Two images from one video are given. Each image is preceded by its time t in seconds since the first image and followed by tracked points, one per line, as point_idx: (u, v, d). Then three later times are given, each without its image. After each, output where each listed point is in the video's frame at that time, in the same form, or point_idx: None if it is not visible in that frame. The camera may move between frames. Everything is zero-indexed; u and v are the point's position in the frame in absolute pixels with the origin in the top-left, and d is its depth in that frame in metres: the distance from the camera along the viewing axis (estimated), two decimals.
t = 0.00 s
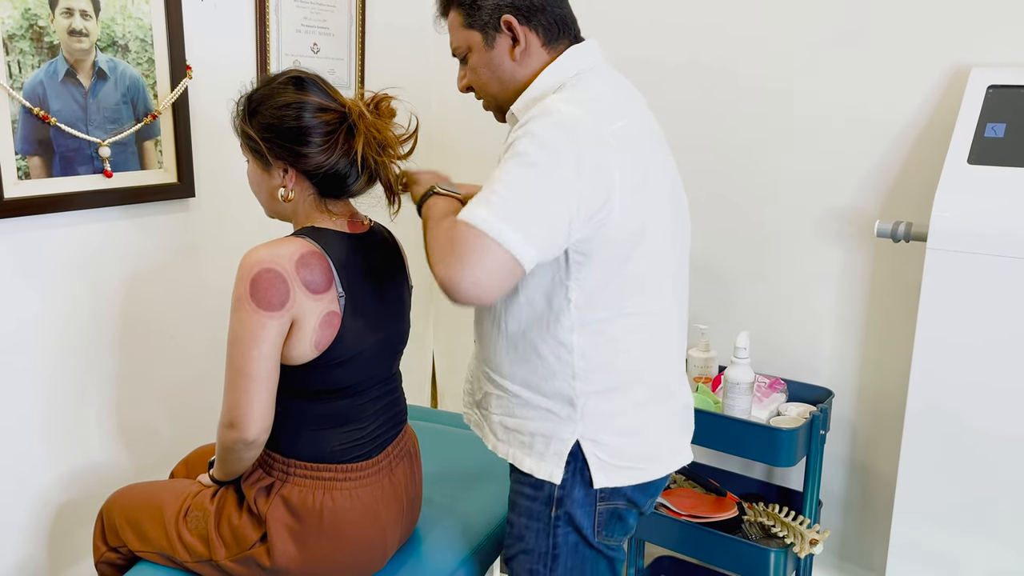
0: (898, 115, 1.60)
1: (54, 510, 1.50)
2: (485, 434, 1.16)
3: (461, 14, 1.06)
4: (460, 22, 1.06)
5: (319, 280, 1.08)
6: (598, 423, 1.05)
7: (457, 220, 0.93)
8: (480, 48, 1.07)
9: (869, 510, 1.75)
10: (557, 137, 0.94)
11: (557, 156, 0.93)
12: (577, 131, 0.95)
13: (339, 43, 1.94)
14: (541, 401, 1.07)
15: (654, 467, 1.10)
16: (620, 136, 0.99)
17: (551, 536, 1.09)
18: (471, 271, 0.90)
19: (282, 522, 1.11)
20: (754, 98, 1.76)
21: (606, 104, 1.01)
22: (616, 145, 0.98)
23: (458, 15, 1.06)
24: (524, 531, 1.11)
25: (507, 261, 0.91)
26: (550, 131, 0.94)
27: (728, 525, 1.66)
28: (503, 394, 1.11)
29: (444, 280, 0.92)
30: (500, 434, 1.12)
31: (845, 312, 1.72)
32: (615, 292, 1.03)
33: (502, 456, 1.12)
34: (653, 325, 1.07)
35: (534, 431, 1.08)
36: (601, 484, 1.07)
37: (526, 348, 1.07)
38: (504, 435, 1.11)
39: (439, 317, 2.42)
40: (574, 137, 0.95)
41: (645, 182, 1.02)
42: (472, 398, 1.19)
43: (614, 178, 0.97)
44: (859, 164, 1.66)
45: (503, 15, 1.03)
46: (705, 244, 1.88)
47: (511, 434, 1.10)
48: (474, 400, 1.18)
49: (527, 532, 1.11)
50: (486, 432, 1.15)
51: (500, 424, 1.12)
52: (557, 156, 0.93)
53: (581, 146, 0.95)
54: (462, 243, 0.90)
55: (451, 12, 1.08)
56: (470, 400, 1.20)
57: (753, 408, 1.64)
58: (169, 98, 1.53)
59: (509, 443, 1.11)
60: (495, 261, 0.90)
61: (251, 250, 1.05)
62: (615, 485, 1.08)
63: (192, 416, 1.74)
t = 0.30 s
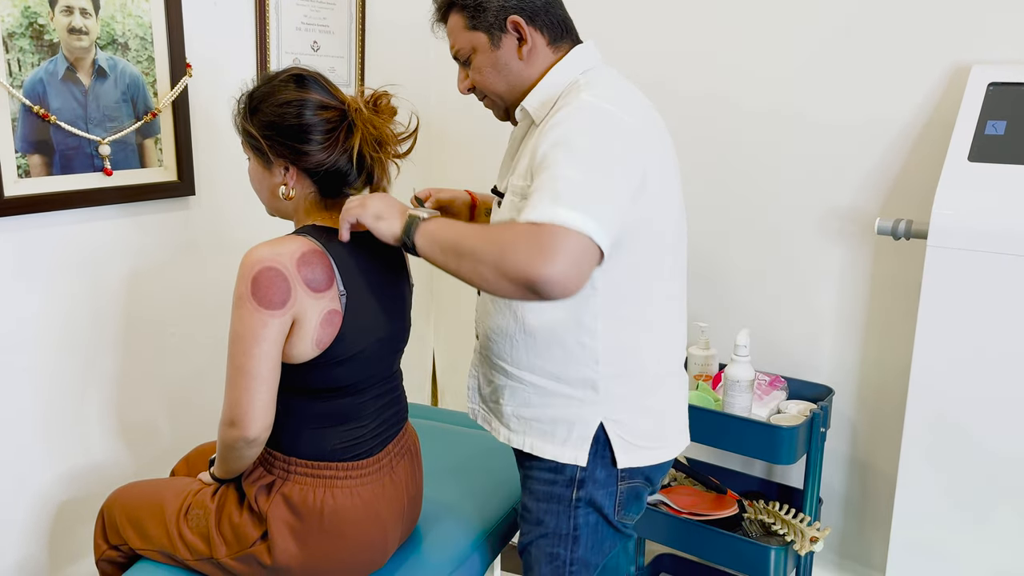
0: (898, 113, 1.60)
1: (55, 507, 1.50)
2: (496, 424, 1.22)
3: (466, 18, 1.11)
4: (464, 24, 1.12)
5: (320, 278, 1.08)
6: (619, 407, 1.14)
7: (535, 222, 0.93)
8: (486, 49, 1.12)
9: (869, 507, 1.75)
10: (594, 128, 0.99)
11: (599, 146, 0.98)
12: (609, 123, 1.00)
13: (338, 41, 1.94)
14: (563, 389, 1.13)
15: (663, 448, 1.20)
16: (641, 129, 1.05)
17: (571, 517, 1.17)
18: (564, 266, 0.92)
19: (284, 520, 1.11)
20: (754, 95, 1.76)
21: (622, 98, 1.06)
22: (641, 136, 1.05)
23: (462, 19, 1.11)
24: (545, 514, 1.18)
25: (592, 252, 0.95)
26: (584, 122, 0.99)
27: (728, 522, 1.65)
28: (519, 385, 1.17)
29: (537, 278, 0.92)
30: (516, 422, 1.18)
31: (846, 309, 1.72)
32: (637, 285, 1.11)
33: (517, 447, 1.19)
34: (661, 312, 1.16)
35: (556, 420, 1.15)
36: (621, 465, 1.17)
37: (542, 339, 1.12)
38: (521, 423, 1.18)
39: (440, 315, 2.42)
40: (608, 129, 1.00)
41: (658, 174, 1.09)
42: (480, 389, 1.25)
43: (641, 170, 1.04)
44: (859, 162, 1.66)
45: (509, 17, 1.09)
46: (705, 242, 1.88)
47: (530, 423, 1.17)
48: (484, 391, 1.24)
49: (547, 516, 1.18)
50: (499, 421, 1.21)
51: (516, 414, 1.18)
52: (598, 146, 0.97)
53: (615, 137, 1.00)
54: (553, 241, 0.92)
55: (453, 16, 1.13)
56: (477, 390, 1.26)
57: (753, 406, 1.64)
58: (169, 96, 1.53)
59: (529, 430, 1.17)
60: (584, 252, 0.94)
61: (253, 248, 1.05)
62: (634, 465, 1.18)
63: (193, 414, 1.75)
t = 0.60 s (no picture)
0: (899, 109, 1.60)
1: (56, 505, 1.50)
2: (507, 419, 1.23)
3: (477, 21, 1.13)
4: (475, 27, 1.14)
5: (321, 276, 1.08)
6: (632, 404, 1.15)
7: (563, 280, 1.03)
8: (497, 53, 1.15)
9: (871, 505, 1.75)
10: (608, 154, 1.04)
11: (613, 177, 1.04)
12: (626, 145, 1.05)
13: (339, 38, 1.93)
14: (574, 385, 1.14)
15: (671, 443, 1.22)
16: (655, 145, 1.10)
17: (581, 505, 1.17)
18: (599, 316, 1.04)
19: (283, 518, 1.11)
20: (755, 92, 1.75)
21: (636, 112, 1.10)
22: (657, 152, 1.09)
23: (472, 22, 1.14)
24: (556, 504, 1.18)
25: (621, 294, 1.05)
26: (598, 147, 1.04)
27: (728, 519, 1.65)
28: (532, 381, 1.17)
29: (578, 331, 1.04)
30: (528, 419, 1.19)
31: (846, 306, 1.72)
32: (649, 287, 1.14)
33: (529, 440, 1.19)
34: (671, 314, 1.18)
35: (568, 415, 1.15)
36: (631, 455, 1.17)
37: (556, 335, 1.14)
38: (532, 419, 1.18)
39: (440, 313, 2.42)
40: (623, 150, 1.05)
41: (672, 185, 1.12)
42: (488, 386, 1.26)
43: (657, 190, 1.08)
44: (860, 159, 1.66)
45: (522, 21, 1.11)
46: (706, 239, 1.87)
47: (540, 419, 1.17)
48: (493, 387, 1.25)
49: (557, 505, 1.18)
50: (510, 418, 1.22)
51: (529, 409, 1.18)
52: (613, 176, 1.04)
53: (630, 161, 1.05)
54: (584, 298, 1.03)
55: (462, 18, 1.15)
56: (485, 387, 1.27)
57: (753, 403, 1.64)
58: (169, 93, 1.53)
59: (541, 427, 1.18)
60: (613, 297, 1.04)
61: (254, 246, 1.05)
62: (643, 456, 1.18)
63: (194, 412, 1.74)
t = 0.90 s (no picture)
0: (900, 108, 1.60)
1: (56, 503, 1.50)
2: (507, 413, 1.23)
3: (494, 13, 1.14)
4: (492, 20, 1.14)
5: (322, 274, 1.08)
6: (633, 400, 1.15)
7: (538, 261, 1.04)
8: (513, 46, 1.15)
9: (871, 503, 1.75)
10: (607, 149, 1.04)
11: (611, 173, 1.04)
12: (627, 141, 1.05)
13: (339, 36, 1.93)
14: (575, 381, 1.14)
15: (670, 438, 1.22)
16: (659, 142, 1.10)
17: (585, 501, 1.17)
18: (563, 301, 1.04)
19: (284, 516, 1.11)
20: (755, 90, 1.75)
21: (643, 109, 1.11)
22: (659, 148, 1.09)
23: (489, 14, 1.14)
24: (560, 499, 1.18)
25: (592, 283, 1.05)
26: (598, 141, 1.04)
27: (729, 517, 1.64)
28: (533, 375, 1.18)
29: (541, 313, 1.05)
30: (529, 412, 1.19)
31: (846, 304, 1.72)
32: (648, 283, 1.14)
33: (530, 434, 1.19)
34: (672, 309, 1.18)
35: (570, 410, 1.15)
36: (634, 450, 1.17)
37: (559, 331, 1.14)
38: (532, 413, 1.18)
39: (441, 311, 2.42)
40: (623, 147, 1.05)
41: (673, 181, 1.12)
42: (488, 379, 1.25)
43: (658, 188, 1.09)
44: (861, 157, 1.66)
45: (539, 15, 1.12)
46: (706, 237, 1.87)
47: (541, 414, 1.17)
48: (494, 380, 1.25)
49: (561, 500, 1.18)
50: (509, 411, 1.22)
51: (529, 403, 1.18)
52: (609, 169, 1.04)
53: (629, 157, 1.05)
54: (552, 282, 1.03)
55: (480, 10, 1.16)
56: (485, 380, 1.26)
57: (754, 401, 1.64)
58: (169, 92, 1.53)
59: (541, 420, 1.17)
60: (585, 287, 1.04)
61: (254, 245, 1.05)
62: (645, 452, 1.19)
63: (194, 410, 1.74)
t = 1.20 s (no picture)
0: (899, 106, 1.60)
1: (56, 501, 1.50)
2: (503, 410, 1.23)
3: (497, 9, 1.14)
4: (494, 15, 1.15)
5: (321, 273, 1.08)
6: (631, 396, 1.16)
7: (543, 254, 1.04)
8: (515, 41, 1.16)
9: (870, 501, 1.75)
10: (607, 144, 1.04)
11: (610, 168, 1.04)
12: (627, 137, 1.05)
13: (338, 35, 1.93)
14: (574, 378, 1.15)
15: (667, 435, 1.22)
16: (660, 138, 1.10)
17: (583, 498, 1.17)
18: (567, 295, 1.04)
19: (283, 514, 1.11)
20: (754, 88, 1.75)
21: (644, 105, 1.11)
22: (659, 145, 1.09)
23: (492, 9, 1.15)
24: (558, 496, 1.18)
25: (597, 277, 1.05)
26: (598, 136, 1.05)
27: (728, 515, 1.65)
28: (531, 370, 1.18)
29: (546, 305, 1.05)
30: (525, 408, 1.19)
31: (846, 303, 1.72)
32: (642, 278, 1.13)
33: (526, 430, 1.19)
34: (668, 306, 1.18)
35: (568, 406, 1.15)
36: (630, 446, 1.18)
37: (558, 328, 1.14)
38: (529, 409, 1.18)
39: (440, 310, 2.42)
40: (623, 142, 1.05)
41: (672, 179, 1.12)
42: (485, 375, 1.26)
43: (657, 184, 1.09)
44: (860, 155, 1.66)
45: (540, 11, 1.12)
46: (705, 236, 1.87)
47: (539, 410, 1.17)
48: (491, 376, 1.25)
49: (558, 497, 1.18)
50: (506, 407, 1.22)
51: (526, 399, 1.19)
52: (609, 163, 1.04)
53: (628, 152, 1.05)
54: (558, 275, 1.03)
55: (483, 5, 1.16)
56: (482, 376, 1.27)
57: (753, 399, 1.64)
58: (168, 90, 1.53)
59: (538, 417, 1.17)
60: (589, 280, 1.04)
61: (252, 244, 1.05)
62: (642, 449, 1.19)
63: (194, 409, 1.75)
